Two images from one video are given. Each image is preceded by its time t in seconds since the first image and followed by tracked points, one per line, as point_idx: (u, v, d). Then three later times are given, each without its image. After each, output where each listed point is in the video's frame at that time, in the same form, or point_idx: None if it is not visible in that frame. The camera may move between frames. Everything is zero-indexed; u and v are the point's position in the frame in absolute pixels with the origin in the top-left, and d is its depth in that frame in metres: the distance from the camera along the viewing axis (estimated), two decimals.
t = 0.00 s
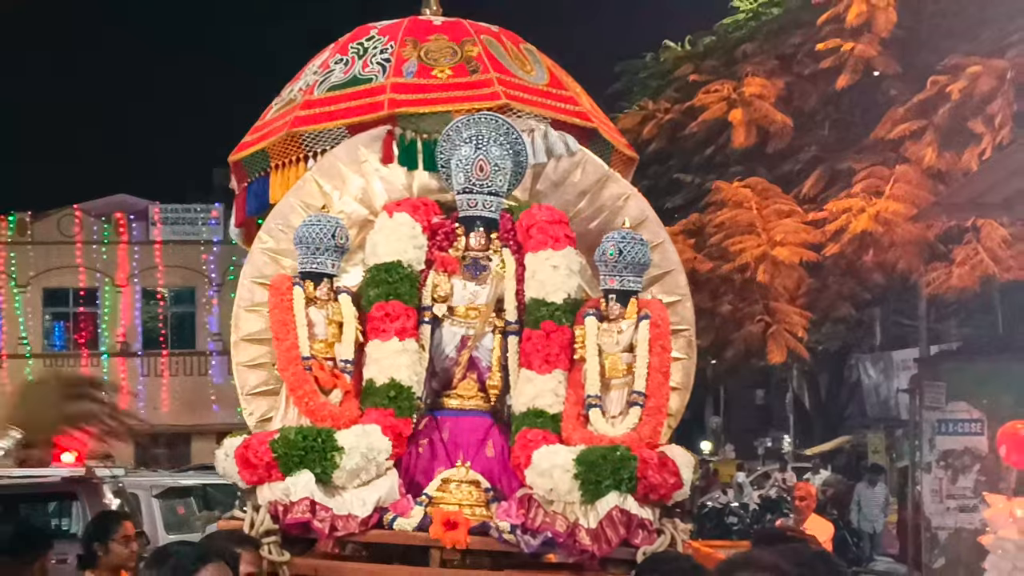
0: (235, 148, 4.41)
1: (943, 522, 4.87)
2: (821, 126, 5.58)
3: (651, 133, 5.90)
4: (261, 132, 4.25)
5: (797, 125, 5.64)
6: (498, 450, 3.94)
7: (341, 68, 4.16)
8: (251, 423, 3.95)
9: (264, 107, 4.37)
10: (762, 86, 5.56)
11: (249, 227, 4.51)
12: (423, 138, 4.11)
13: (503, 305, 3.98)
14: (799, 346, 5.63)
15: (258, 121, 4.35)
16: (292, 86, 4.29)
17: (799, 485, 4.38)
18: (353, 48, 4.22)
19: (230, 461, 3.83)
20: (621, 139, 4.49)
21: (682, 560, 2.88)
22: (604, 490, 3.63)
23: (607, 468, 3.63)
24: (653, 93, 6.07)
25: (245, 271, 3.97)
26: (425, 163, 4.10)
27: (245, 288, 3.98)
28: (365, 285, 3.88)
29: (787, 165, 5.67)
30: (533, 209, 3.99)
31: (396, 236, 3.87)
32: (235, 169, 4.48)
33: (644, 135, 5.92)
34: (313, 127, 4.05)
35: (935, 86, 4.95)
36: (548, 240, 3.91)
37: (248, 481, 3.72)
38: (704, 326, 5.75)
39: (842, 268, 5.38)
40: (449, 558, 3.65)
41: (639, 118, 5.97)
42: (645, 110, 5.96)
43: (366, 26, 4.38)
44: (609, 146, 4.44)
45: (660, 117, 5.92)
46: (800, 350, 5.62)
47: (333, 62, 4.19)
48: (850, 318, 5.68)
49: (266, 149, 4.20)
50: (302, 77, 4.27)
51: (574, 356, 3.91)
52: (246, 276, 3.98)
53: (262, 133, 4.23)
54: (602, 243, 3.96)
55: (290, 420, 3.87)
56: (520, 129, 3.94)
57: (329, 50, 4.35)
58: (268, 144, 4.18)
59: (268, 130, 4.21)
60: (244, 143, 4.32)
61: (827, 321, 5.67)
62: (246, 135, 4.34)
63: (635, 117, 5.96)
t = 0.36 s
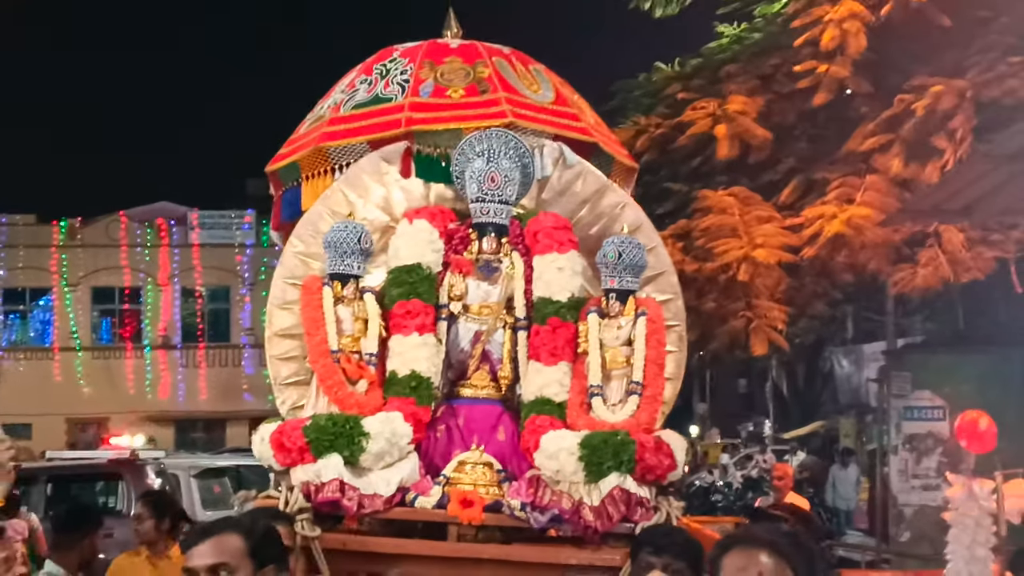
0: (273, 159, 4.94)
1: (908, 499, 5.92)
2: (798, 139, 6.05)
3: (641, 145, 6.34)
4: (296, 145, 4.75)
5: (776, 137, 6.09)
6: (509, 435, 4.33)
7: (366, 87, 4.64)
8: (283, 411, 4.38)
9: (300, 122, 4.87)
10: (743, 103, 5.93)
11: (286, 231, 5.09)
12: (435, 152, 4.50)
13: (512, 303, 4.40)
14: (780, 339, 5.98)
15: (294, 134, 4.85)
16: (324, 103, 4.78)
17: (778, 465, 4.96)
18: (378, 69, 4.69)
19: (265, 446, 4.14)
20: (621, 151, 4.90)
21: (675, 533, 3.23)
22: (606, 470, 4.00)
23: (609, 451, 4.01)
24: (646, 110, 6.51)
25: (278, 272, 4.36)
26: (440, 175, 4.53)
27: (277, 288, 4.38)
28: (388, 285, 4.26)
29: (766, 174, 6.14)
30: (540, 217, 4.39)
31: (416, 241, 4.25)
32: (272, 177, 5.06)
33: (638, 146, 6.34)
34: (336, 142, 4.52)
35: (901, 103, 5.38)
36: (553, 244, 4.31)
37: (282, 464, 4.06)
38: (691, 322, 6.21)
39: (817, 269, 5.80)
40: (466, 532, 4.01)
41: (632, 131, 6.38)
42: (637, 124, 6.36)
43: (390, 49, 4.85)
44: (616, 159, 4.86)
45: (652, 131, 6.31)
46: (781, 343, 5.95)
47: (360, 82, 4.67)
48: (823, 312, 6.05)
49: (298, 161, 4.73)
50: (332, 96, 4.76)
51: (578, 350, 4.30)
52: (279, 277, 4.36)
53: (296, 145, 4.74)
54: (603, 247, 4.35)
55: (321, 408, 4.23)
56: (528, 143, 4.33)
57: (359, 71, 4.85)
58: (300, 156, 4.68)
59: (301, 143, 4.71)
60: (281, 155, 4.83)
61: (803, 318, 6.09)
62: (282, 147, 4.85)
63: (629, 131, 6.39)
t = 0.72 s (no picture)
0: (288, 160, 5.00)
1: (916, 503, 5.99)
2: (805, 145, 6.06)
3: (649, 149, 6.33)
4: (311, 146, 4.75)
5: (784, 143, 6.10)
6: (514, 440, 4.35)
7: (381, 91, 4.65)
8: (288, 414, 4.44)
9: (316, 123, 4.89)
10: (751, 108, 5.99)
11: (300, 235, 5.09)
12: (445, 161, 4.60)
13: (517, 308, 4.41)
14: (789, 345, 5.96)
15: (309, 136, 4.87)
16: (340, 105, 4.80)
17: (786, 470, 4.97)
18: (393, 73, 4.70)
19: (270, 450, 4.18)
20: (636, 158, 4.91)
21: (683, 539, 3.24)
22: (611, 477, 3.99)
23: (613, 457, 3.99)
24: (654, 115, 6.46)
25: (283, 276, 4.43)
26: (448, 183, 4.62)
27: (282, 293, 4.44)
28: (393, 290, 4.27)
29: (773, 180, 6.15)
30: (546, 223, 4.40)
31: (422, 246, 4.27)
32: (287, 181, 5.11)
33: (645, 150, 6.34)
34: (347, 147, 4.53)
35: (909, 108, 5.40)
36: (559, 250, 4.32)
37: (287, 469, 4.02)
38: (700, 326, 6.22)
39: (826, 273, 5.78)
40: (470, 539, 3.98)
41: (639, 136, 6.38)
42: (645, 129, 6.36)
43: (408, 52, 4.86)
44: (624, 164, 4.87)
45: (659, 135, 6.32)
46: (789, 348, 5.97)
47: (376, 86, 4.68)
48: (829, 315, 6.05)
49: (312, 163, 4.77)
50: (348, 99, 4.78)
51: (583, 356, 4.31)
52: (283, 282, 4.43)
53: (311, 147, 4.76)
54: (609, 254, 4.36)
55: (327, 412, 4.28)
56: (534, 150, 4.34)
57: (374, 73, 4.86)
58: (314, 159, 4.69)
59: (315, 145, 4.72)
60: (296, 156, 4.84)
61: (811, 322, 6.09)
62: (298, 148, 4.87)
63: (636, 136, 6.41)
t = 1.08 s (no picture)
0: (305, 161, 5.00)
1: (927, 507, 5.94)
2: (818, 147, 6.04)
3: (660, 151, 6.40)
4: (328, 147, 4.76)
5: (797, 146, 6.09)
6: (520, 443, 4.36)
7: (396, 95, 4.65)
8: (296, 417, 4.48)
9: (333, 126, 4.89)
10: (765, 111, 5.95)
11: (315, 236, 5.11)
12: (457, 165, 4.57)
13: (524, 312, 4.41)
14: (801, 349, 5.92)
15: (327, 138, 4.88)
16: (358, 108, 4.81)
17: (795, 473, 4.94)
18: (409, 77, 4.70)
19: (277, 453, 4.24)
20: (651, 164, 4.90)
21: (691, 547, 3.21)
22: (616, 481, 3.97)
23: (620, 460, 3.96)
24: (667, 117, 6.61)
25: (292, 280, 4.51)
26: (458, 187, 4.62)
27: (292, 296, 4.53)
28: (400, 293, 4.29)
29: (785, 183, 6.16)
30: (553, 226, 4.39)
31: (429, 250, 4.28)
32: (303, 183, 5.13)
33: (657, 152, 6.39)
34: (362, 150, 4.54)
35: (921, 110, 5.36)
36: (566, 254, 4.31)
37: (293, 472, 4.10)
38: (711, 329, 6.21)
39: (839, 278, 5.74)
40: (475, 542, 3.98)
41: (651, 137, 6.50)
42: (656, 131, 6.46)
43: (426, 55, 4.86)
44: (637, 170, 4.88)
45: (669, 136, 6.42)
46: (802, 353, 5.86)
47: (392, 89, 4.68)
48: (842, 318, 6.10)
49: (327, 166, 4.77)
50: (365, 102, 4.79)
51: (589, 359, 4.30)
52: (293, 286, 4.52)
53: (327, 149, 4.76)
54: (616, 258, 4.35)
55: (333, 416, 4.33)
56: (542, 154, 4.35)
57: (390, 76, 4.86)
58: (329, 161, 4.69)
59: (330, 148, 4.72)
60: (313, 158, 4.85)
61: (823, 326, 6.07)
62: (316, 150, 4.88)
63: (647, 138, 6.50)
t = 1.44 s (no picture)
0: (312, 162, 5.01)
1: (930, 507, 6.02)
2: (820, 147, 6.03)
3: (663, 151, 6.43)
4: (332, 149, 4.75)
5: (801, 146, 6.08)
6: (520, 444, 4.38)
7: (400, 96, 4.65)
8: (298, 417, 4.50)
9: (340, 127, 4.90)
10: (764, 109, 6.00)
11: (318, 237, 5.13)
12: (459, 166, 4.55)
13: (525, 313, 4.42)
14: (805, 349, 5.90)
15: (333, 139, 4.89)
16: (363, 109, 4.81)
17: (799, 473, 4.90)
18: (414, 78, 4.70)
19: (277, 453, 4.25)
20: (656, 165, 4.87)
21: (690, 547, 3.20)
22: (615, 481, 3.97)
23: (619, 460, 3.97)
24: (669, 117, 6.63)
25: (294, 281, 4.53)
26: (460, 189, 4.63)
27: (294, 297, 4.54)
28: (401, 294, 4.30)
29: (787, 182, 6.16)
30: (554, 227, 4.39)
31: (430, 251, 4.29)
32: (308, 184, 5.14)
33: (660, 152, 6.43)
34: (365, 150, 4.53)
35: (923, 110, 5.35)
36: (567, 255, 4.32)
37: (294, 472, 4.11)
38: (714, 329, 6.21)
39: (843, 278, 5.72)
40: (475, 542, 3.99)
41: (654, 137, 6.55)
42: (660, 131, 6.51)
43: (430, 56, 4.85)
44: (637, 171, 4.87)
45: (672, 136, 6.45)
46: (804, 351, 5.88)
47: (396, 90, 4.68)
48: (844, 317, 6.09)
49: (332, 167, 4.77)
50: (369, 103, 4.78)
51: (589, 360, 4.30)
52: (295, 287, 4.54)
53: (332, 150, 4.76)
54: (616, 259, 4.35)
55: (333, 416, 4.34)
56: (542, 155, 4.36)
57: (396, 78, 4.85)
58: (333, 162, 4.69)
59: (334, 148, 4.72)
60: (319, 159, 4.86)
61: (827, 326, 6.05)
62: (321, 151, 4.88)
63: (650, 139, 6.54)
